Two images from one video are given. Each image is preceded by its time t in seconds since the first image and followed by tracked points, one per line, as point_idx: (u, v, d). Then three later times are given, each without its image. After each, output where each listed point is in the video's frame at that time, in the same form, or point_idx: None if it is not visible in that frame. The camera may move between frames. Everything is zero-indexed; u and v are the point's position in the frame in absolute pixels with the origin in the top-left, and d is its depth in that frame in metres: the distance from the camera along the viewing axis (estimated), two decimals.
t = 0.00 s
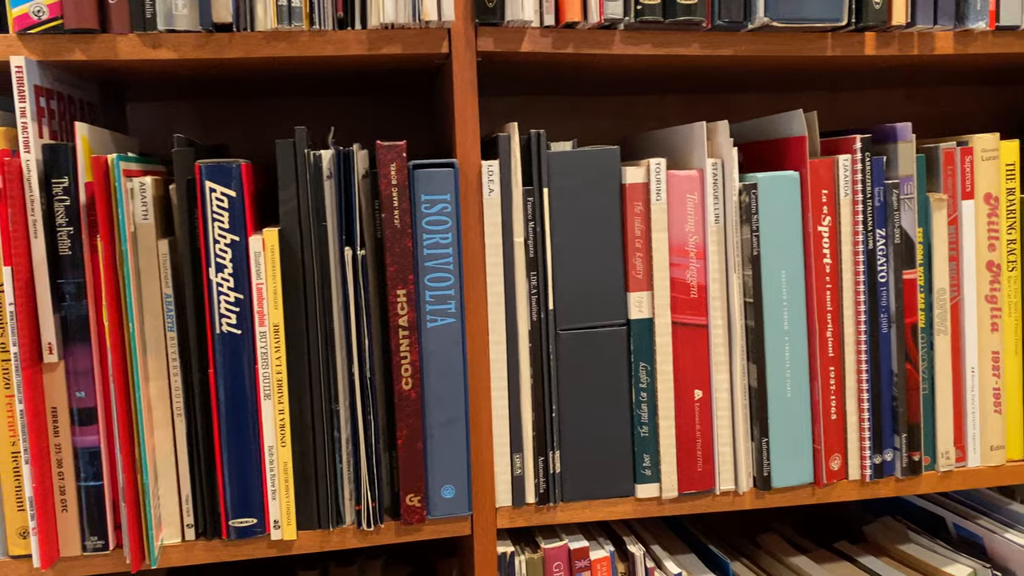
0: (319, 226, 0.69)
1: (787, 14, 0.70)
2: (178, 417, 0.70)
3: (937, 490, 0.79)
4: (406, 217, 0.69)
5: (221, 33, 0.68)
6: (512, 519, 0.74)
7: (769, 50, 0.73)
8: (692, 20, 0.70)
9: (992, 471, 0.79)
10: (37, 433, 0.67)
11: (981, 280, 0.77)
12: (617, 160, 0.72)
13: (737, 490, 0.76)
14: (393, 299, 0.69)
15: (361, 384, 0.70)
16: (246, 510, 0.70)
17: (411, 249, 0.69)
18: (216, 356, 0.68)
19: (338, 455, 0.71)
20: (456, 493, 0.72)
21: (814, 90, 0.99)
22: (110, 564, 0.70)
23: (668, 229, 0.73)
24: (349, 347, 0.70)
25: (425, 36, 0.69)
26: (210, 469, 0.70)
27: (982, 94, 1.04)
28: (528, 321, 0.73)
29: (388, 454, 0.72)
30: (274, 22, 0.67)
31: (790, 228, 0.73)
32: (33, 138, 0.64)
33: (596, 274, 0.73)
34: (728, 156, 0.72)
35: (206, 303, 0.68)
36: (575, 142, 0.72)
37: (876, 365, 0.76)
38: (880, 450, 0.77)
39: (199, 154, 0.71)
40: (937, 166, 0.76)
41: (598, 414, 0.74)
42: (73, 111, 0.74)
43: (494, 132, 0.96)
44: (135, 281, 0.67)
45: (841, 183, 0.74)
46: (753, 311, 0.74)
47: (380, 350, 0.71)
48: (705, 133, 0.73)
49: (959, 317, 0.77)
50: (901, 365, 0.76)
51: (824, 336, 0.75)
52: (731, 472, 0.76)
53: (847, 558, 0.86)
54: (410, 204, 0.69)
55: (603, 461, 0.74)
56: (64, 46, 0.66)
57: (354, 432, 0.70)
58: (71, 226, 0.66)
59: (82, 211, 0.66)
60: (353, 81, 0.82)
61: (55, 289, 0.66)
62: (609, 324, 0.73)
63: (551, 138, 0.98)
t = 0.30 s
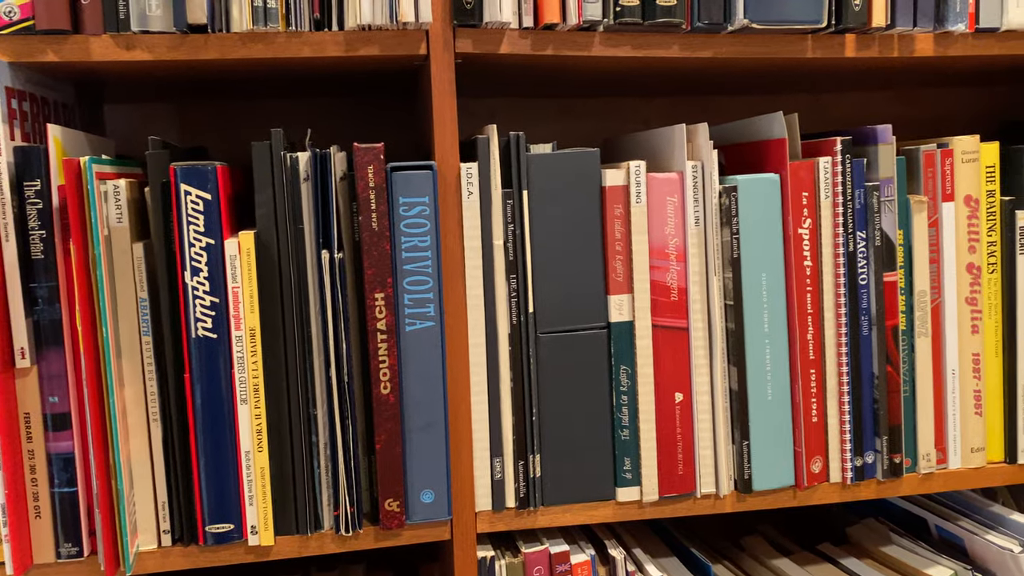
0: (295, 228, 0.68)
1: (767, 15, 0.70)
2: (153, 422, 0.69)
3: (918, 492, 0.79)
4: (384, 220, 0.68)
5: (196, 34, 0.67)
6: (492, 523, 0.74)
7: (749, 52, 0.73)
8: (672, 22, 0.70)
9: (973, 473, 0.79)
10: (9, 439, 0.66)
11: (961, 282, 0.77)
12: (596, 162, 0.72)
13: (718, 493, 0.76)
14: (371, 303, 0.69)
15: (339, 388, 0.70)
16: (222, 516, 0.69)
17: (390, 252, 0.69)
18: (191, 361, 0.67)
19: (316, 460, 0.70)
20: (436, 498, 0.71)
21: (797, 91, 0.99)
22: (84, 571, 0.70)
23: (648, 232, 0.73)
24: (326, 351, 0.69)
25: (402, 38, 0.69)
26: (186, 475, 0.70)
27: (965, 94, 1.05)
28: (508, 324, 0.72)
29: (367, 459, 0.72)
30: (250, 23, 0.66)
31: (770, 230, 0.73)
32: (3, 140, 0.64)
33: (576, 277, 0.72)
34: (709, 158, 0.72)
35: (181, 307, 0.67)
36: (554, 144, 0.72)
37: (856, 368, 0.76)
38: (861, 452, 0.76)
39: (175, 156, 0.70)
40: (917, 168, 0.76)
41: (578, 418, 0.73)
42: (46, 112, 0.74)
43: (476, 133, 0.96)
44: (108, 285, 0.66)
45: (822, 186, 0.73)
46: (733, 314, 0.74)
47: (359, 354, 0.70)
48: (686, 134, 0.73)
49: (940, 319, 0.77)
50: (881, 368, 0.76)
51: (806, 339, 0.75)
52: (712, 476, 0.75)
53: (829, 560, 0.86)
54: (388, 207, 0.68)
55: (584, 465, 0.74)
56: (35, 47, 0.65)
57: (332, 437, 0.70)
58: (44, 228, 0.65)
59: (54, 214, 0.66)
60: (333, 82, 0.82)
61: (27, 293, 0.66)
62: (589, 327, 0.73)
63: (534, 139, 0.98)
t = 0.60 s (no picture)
0: (279, 227, 0.68)
1: (751, 15, 0.70)
2: (136, 423, 0.69)
3: (903, 490, 0.79)
4: (367, 220, 0.68)
5: (178, 32, 0.67)
6: (477, 523, 0.74)
7: (734, 51, 0.73)
8: (656, 21, 0.69)
9: (957, 471, 0.79)
10: None
11: (945, 280, 0.77)
12: (581, 161, 0.71)
13: (703, 492, 0.76)
14: (355, 302, 0.68)
15: (322, 388, 0.69)
16: (206, 516, 0.69)
17: (374, 251, 0.68)
18: (174, 361, 0.67)
19: (300, 460, 0.70)
20: (421, 498, 0.71)
21: (784, 90, 0.99)
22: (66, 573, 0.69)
23: (633, 231, 0.73)
24: (310, 350, 0.69)
25: (386, 36, 0.69)
26: (169, 476, 0.69)
27: (951, 94, 1.05)
28: (493, 324, 0.72)
29: (352, 459, 0.71)
30: (232, 22, 0.66)
31: (755, 229, 0.73)
32: None
33: (561, 276, 0.72)
34: (694, 158, 0.72)
35: (164, 306, 0.67)
36: (539, 143, 0.72)
37: (841, 367, 0.76)
38: (846, 451, 0.77)
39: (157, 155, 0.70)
40: (901, 167, 0.76)
41: (563, 417, 0.73)
42: (28, 110, 0.73)
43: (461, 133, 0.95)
44: (89, 284, 0.65)
45: (807, 184, 0.74)
46: (718, 312, 0.74)
47: (343, 353, 0.70)
48: (670, 133, 0.73)
49: (925, 318, 0.77)
50: (866, 366, 0.76)
51: (790, 338, 0.75)
52: (698, 474, 0.75)
53: (815, 558, 0.86)
54: (371, 205, 0.68)
55: (569, 464, 0.74)
56: (15, 45, 0.65)
57: (316, 438, 0.70)
58: (24, 228, 0.65)
59: (35, 214, 0.65)
60: (318, 81, 0.81)
61: (8, 293, 0.65)
62: (574, 326, 0.73)
63: (521, 139, 0.98)
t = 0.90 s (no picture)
0: (260, 228, 0.68)
1: (733, 15, 0.70)
2: (117, 424, 0.68)
3: (886, 490, 0.80)
4: (350, 220, 0.68)
5: (158, 32, 0.66)
6: (460, 525, 0.73)
7: (717, 52, 0.73)
8: (638, 21, 0.69)
9: (940, 471, 0.79)
10: None
11: (927, 281, 0.78)
12: (564, 162, 0.71)
13: (687, 492, 0.76)
14: (336, 303, 0.68)
15: (304, 388, 0.69)
16: (187, 518, 0.69)
17: (355, 252, 0.68)
18: (155, 363, 0.67)
19: (282, 462, 0.70)
20: (404, 500, 0.71)
21: (769, 91, 0.99)
22: None
23: (616, 231, 0.73)
24: (291, 352, 0.69)
25: (368, 36, 0.68)
26: (149, 478, 0.69)
27: (935, 94, 1.05)
28: (476, 325, 0.72)
29: (334, 461, 0.71)
30: (212, 22, 0.66)
31: (737, 230, 0.73)
32: None
33: (543, 277, 0.72)
34: (676, 159, 0.72)
35: (144, 308, 0.67)
36: (522, 143, 0.71)
37: (824, 368, 0.76)
38: (829, 451, 0.77)
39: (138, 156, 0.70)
40: (884, 168, 0.76)
41: (546, 418, 0.73)
42: (7, 110, 0.72)
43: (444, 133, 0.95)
44: (69, 286, 0.65)
45: (789, 185, 0.74)
46: (701, 313, 0.74)
47: (325, 354, 0.70)
48: (653, 134, 0.73)
49: (907, 318, 0.78)
50: (849, 366, 0.76)
51: (773, 339, 0.75)
52: (681, 475, 0.75)
53: (800, 558, 0.86)
54: (353, 206, 0.68)
55: (552, 465, 0.74)
56: None
57: (298, 440, 0.70)
58: (3, 229, 0.65)
59: (13, 214, 0.65)
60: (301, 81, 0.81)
61: None
62: (557, 327, 0.73)
63: (507, 139, 0.98)
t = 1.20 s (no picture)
0: (237, 227, 0.68)
1: (713, 14, 0.70)
2: (93, 423, 0.68)
3: (866, 488, 0.80)
4: (328, 218, 0.67)
5: (135, 29, 0.66)
6: (441, 524, 0.73)
7: (697, 50, 0.73)
8: (618, 19, 0.69)
9: (921, 469, 0.80)
10: None
11: (908, 279, 0.78)
12: (544, 160, 0.71)
13: (668, 490, 0.76)
14: (315, 302, 0.68)
15: (283, 386, 0.69)
16: (165, 518, 0.69)
17: (334, 250, 0.68)
18: (132, 362, 0.67)
19: (261, 461, 0.70)
20: (383, 499, 0.71)
21: (753, 89, 1.00)
22: None
23: (596, 230, 0.73)
24: (270, 350, 0.69)
25: (347, 33, 0.68)
26: (127, 477, 0.69)
27: (918, 93, 1.06)
28: (456, 324, 0.72)
29: (314, 460, 0.71)
30: (189, 19, 0.65)
31: (717, 228, 0.73)
32: None
33: (524, 276, 0.72)
34: (657, 157, 0.72)
35: (121, 306, 0.67)
36: (502, 141, 0.71)
37: (804, 366, 0.76)
38: (810, 450, 0.77)
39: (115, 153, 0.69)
40: (864, 166, 0.76)
41: (527, 417, 0.73)
42: None
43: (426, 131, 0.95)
44: (44, 284, 0.65)
45: (769, 184, 0.74)
46: (681, 312, 0.74)
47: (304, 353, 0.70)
48: (634, 133, 0.73)
49: (888, 317, 0.77)
50: (829, 365, 0.76)
51: (753, 337, 0.75)
52: (662, 474, 0.75)
53: (783, 557, 0.86)
54: (332, 205, 0.67)
55: (533, 464, 0.74)
56: None
57: (277, 439, 0.69)
58: None
59: None
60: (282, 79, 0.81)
61: None
62: (537, 325, 0.73)
63: (491, 137, 0.98)
